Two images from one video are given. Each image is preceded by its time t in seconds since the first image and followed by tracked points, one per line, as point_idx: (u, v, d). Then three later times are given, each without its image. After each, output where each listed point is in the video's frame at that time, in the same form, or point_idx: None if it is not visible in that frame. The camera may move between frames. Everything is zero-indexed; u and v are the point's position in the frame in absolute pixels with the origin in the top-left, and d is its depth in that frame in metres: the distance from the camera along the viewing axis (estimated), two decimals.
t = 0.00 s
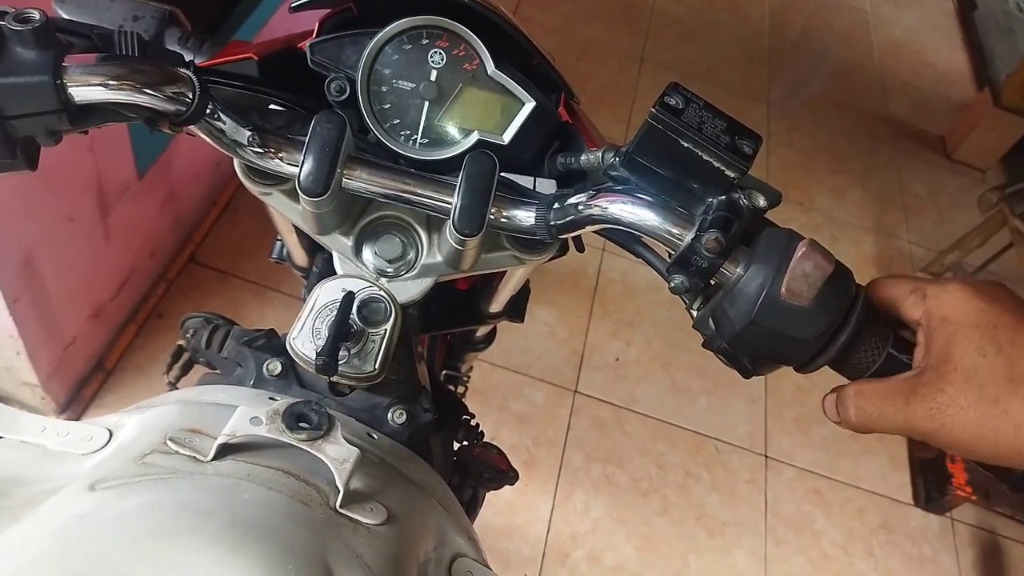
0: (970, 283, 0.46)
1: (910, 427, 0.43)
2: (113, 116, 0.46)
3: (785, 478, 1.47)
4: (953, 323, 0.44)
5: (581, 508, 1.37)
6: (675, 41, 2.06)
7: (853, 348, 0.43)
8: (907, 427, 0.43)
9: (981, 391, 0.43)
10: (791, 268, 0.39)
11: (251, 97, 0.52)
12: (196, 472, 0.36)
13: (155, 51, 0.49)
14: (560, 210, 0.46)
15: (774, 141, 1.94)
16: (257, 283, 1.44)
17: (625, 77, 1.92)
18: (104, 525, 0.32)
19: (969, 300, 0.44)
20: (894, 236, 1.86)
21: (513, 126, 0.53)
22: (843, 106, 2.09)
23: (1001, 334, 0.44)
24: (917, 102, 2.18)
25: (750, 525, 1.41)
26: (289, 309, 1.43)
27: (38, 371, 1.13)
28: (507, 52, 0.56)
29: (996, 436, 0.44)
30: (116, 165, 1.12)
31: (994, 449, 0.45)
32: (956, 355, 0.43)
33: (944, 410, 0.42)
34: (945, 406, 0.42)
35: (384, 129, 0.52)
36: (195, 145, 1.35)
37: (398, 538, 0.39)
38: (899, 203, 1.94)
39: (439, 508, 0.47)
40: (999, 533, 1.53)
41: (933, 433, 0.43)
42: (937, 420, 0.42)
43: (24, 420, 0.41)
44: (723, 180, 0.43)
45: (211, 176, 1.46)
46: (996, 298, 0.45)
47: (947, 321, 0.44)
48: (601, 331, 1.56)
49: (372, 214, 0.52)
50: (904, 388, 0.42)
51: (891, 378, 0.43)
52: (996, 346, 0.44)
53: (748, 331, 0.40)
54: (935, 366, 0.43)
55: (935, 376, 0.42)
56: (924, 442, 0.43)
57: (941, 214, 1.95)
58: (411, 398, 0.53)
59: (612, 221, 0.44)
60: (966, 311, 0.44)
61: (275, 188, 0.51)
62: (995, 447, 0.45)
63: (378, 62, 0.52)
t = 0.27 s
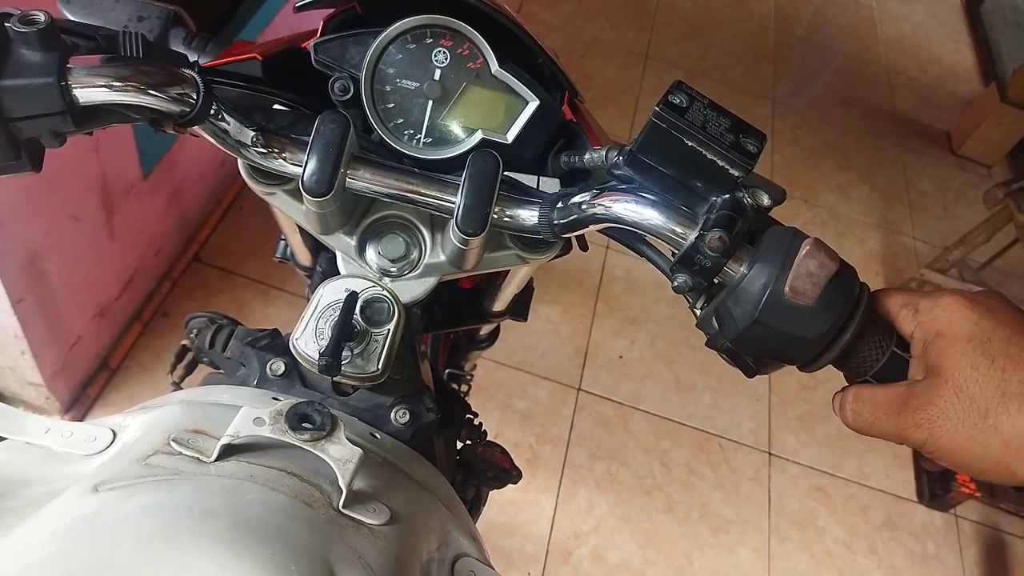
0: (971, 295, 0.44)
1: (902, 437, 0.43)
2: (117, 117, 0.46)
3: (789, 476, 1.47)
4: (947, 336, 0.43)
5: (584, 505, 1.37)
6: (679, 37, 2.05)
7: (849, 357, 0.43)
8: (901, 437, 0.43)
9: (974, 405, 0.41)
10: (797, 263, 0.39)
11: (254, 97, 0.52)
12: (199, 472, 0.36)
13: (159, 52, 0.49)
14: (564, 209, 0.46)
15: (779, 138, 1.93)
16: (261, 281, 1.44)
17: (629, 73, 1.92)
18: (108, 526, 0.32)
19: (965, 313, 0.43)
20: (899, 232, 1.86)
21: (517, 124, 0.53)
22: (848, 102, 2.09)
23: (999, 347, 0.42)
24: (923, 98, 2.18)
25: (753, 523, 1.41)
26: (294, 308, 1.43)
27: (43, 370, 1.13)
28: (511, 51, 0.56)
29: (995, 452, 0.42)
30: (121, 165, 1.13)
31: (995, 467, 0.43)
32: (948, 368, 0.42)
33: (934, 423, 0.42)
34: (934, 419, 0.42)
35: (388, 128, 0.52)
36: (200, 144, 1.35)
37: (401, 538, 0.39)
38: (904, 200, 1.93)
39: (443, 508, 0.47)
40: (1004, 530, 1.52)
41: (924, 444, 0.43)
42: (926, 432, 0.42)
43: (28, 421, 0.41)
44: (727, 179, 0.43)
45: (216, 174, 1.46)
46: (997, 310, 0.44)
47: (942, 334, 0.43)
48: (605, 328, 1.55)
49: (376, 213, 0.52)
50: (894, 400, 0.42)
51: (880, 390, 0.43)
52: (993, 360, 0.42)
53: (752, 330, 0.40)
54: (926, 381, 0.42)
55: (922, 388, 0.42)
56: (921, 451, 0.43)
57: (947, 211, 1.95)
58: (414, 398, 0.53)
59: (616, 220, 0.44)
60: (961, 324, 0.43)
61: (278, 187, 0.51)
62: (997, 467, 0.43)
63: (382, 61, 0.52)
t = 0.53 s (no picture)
0: (969, 302, 0.43)
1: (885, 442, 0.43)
2: (104, 117, 0.45)
3: (782, 473, 1.47)
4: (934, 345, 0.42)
5: (578, 504, 1.37)
6: (670, 36, 2.05)
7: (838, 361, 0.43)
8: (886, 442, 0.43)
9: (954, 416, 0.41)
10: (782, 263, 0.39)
11: (243, 96, 0.51)
12: (189, 475, 0.36)
13: (146, 51, 0.49)
14: (555, 208, 0.46)
15: (770, 136, 1.94)
16: (252, 282, 1.44)
17: (621, 72, 1.92)
18: (97, 530, 0.32)
19: (957, 322, 0.42)
20: (889, 230, 1.87)
21: (507, 124, 0.53)
22: (839, 100, 2.09)
23: (988, 359, 0.41)
24: (912, 95, 2.18)
25: (746, 520, 1.41)
26: (285, 308, 1.42)
27: (32, 373, 1.13)
28: (501, 51, 0.55)
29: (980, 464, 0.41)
30: (110, 166, 1.12)
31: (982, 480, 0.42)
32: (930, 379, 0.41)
33: (915, 432, 0.41)
34: (913, 428, 0.41)
35: (378, 128, 0.52)
36: (189, 145, 1.35)
37: (393, 539, 0.39)
38: (895, 197, 1.94)
39: (435, 509, 0.47)
40: (995, 525, 1.53)
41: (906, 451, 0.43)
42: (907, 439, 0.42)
43: (15, 424, 0.41)
44: (718, 177, 0.43)
45: (206, 175, 1.46)
46: (993, 320, 0.42)
47: (929, 343, 0.42)
48: (597, 327, 1.55)
49: (366, 213, 0.52)
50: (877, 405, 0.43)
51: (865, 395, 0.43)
52: (980, 371, 0.41)
53: (743, 329, 0.40)
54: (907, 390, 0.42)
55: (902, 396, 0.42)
56: (909, 458, 0.43)
57: (937, 208, 1.96)
58: (406, 398, 0.53)
59: (607, 219, 0.44)
60: (950, 333, 0.42)
61: (267, 187, 0.51)
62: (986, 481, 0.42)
63: (371, 60, 0.52)
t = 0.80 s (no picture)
0: (967, 305, 0.43)
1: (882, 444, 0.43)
2: (106, 117, 0.46)
3: (780, 474, 1.48)
4: (931, 348, 0.42)
5: (576, 504, 1.37)
6: (670, 38, 2.05)
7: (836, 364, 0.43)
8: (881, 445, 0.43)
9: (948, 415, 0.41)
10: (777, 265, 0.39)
11: (245, 97, 0.52)
12: (191, 474, 0.36)
13: (148, 51, 0.49)
14: (556, 210, 0.46)
15: (769, 138, 1.94)
16: (251, 282, 1.44)
17: (620, 73, 1.92)
18: (100, 529, 0.32)
19: (956, 325, 0.42)
20: (888, 232, 1.87)
21: (510, 125, 0.53)
22: (838, 102, 2.10)
23: (987, 362, 0.41)
24: (911, 98, 2.19)
25: (744, 521, 1.41)
26: (284, 308, 1.42)
27: (31, 372, 1.12)
28: (503, 52, 0.55)
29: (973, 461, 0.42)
30: (109, 165, 1.12)
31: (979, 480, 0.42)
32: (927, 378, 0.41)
33: (911, 434, 0.42)
34: (908, 429, 0.42)
35: (379, 129, 0.52)
36: (189, 144, 1.35)
37: (394, 540, 0.39)
38: (893, 199, 1.94)
39: (436, 510, 0.47)
40: (993, 527, 1.53)
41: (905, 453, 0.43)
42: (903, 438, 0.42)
43: (16, 423, 0.41)
44: (720, 180, 0.43)
45: (205, 174, 1.46)
46: (992, 322, 0.42)
47: (929, 344, 0.42)
48: (596, 328, 1.55)
49: (368, 214, 0.52)
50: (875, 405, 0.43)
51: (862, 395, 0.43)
52: (979, 374, 0.41)
53: (745, 331, 0.40)
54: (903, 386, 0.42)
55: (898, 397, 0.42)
56: (907, 461, 0.43)
57: (935, 210, 1.96)
58: (406, 399, 0.53)
59: (608, 221, 0.44)
60: (949, 335, 0.42)
61: (269, 188, 0.51)
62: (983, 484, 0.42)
63: (374, 61, 0.52)
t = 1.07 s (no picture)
0: (969, 303, 0.43)
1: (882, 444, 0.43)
2: (110, 115, 0.45)
3: (780, 474, 1.48)
4: (934, 348, 0.42)
5: (576, 503, 1.37)
6: (670, 37, 2.05)
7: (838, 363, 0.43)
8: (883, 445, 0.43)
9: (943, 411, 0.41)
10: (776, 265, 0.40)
11: (248, 94, 0.51)
12: (194, 472, 0.36)
13: (151, 49, 0.49)
14: (559, 208, 0.46)
15: (770, 138, 1.94)
16: (252, 281, 1.44)
17: (621, 73, 1.92)
18: (103, 527, 0.32)
19: (958, 323, 0.42)
20: (888, 232, 1.87)
21: (512, 123, 0.53)
22: (838, 102, 2.10)
23: (988, 361, 0.41)
24: (911, 98, 2.19)
25: (744, 521, 1.42)
26: (284, 307, 1.42)
27: (31, 370, 1.12)
28: (506, 50, 0.55)
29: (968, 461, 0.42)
30: (109, 163, 1.12)
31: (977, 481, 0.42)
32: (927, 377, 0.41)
33: (913, 433, 0.42)
34: (910, 427, 0.42)
35: (382, 127, 0.52)
36: (189, 142, 1.35)
37: (397, 537, 0.39)
38: (893, 199, 1.94)
39: (439, 507, 0.47)
40: (992, 527, 1.53)
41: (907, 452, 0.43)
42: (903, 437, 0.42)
43: (18, 421, 0.41)
44: (724, 178, 0.43)
45: (205, 173, 1.45)
46: (995, 322, 0.42)
47: (931, 343, 0.42)
48: (596, 327, 1.55)
49: (371, 212, 0.52)
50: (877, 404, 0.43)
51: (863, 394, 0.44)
52: (980, 373, 0.41)
53: (749, 330, 0.40)
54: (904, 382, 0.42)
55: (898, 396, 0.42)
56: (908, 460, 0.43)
57: (935, 210, 1.96)
58: (409, 397, 0.53)
59: (612, 219, 0.44)
60: (950, 334, 0.42)
61: (272, 185, 0.51)
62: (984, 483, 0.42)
63: (376, 59, 0.52)
